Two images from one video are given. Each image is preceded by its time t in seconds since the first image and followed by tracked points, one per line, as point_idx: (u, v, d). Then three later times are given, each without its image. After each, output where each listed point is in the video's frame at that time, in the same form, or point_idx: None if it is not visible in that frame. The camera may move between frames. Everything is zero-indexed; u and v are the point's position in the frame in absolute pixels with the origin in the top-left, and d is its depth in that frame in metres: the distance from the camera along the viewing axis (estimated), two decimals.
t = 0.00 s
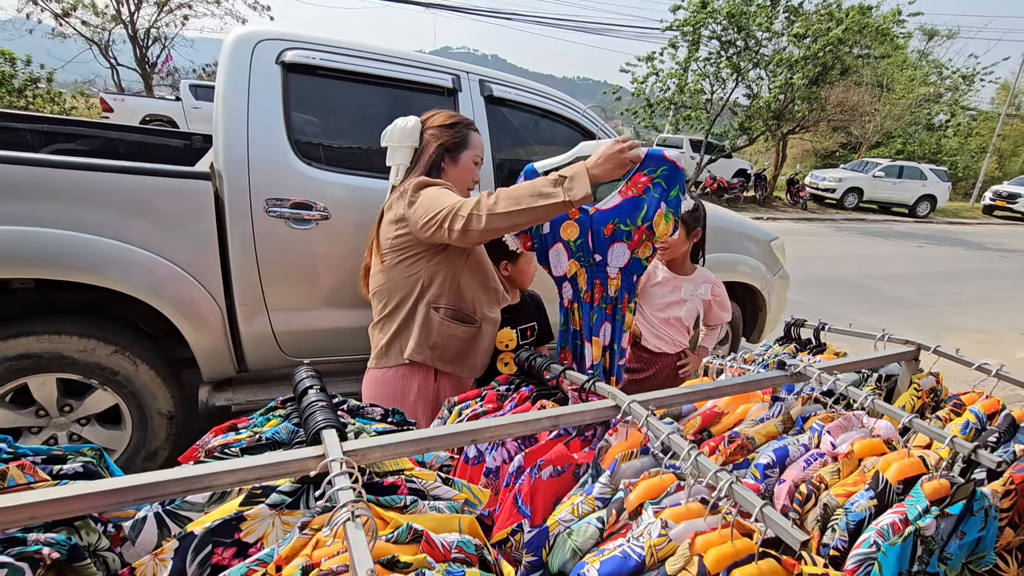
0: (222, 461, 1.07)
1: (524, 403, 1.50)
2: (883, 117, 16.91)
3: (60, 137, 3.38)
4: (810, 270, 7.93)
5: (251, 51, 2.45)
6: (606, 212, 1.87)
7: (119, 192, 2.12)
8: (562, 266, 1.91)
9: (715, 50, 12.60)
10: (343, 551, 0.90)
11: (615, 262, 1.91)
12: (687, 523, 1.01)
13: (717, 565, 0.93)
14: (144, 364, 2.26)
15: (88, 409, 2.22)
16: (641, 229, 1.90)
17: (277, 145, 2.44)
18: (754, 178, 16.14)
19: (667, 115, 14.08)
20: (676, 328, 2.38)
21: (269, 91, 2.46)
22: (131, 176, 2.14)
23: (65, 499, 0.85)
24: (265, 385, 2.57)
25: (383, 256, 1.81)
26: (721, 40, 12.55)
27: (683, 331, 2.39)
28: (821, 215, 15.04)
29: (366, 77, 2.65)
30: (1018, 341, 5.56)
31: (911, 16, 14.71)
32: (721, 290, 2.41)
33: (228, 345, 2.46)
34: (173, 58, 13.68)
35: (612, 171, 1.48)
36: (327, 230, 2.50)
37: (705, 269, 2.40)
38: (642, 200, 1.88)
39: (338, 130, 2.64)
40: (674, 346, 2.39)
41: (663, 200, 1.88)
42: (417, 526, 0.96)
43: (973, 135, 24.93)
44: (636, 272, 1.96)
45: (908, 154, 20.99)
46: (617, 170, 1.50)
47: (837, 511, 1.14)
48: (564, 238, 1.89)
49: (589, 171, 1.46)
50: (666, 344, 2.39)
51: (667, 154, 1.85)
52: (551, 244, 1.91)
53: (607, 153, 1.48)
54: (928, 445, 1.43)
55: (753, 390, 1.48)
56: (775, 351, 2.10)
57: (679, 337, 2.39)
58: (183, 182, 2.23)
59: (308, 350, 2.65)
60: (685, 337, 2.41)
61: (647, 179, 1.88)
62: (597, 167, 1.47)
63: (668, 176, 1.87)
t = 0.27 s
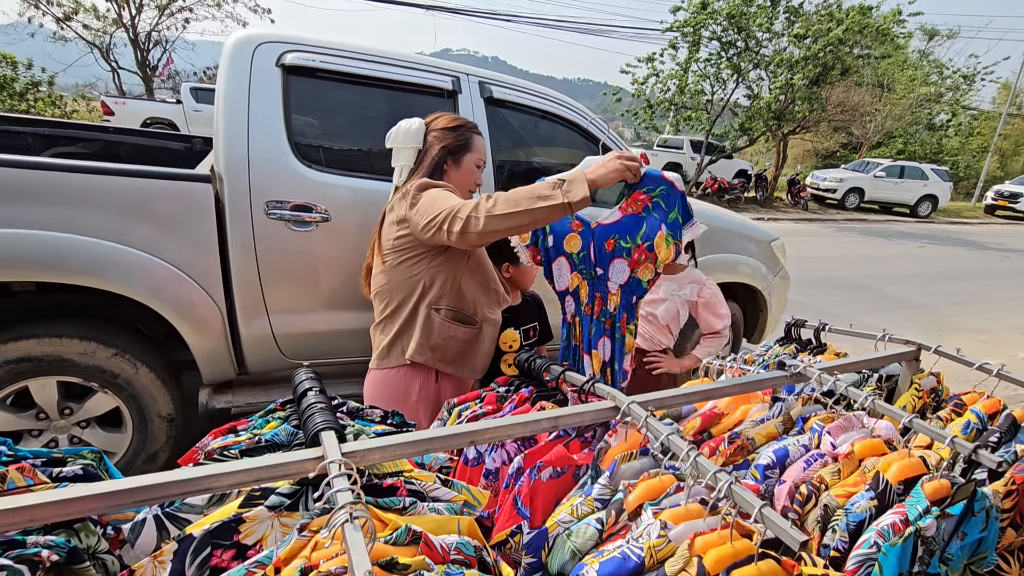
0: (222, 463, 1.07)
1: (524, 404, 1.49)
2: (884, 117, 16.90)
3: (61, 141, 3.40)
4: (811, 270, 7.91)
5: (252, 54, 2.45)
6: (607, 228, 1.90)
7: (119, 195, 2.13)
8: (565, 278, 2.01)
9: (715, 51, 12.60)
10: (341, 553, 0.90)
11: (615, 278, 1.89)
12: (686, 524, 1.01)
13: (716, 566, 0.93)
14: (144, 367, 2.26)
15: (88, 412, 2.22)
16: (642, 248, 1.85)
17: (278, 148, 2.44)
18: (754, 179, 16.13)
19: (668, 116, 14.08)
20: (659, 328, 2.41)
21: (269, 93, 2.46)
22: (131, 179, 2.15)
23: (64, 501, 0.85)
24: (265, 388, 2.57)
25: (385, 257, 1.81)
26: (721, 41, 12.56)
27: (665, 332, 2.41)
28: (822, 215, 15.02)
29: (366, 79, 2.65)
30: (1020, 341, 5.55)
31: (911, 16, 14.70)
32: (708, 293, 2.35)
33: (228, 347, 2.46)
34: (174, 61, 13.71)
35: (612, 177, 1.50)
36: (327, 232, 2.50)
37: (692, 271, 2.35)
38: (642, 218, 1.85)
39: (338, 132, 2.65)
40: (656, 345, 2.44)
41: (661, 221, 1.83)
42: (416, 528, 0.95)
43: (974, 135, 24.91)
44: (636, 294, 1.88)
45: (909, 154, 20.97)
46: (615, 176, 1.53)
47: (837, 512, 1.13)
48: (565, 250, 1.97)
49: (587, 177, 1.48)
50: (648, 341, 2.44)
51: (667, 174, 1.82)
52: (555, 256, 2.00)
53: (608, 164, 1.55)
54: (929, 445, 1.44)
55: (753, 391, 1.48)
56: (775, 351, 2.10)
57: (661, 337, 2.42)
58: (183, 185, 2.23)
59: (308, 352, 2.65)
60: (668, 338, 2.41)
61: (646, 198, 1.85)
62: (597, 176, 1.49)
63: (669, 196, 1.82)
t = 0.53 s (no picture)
0: (219, 466, 1.07)
1: (523, 406, 1.49)
2: (884, 117, 16.90)
3: (61, 143, 3.40)
4: (812, 271, 7.91)
5: (251, 57, 2.46)
6: (614, 236, 1.91)
7: (119, 198, 2.13)
8: (584, 283, 2.04)
9: (714, 52, 12.60)
10: (339, 556, 0.90)
11: (618, 286, 1.90)
12: (684, 526, 1.01)
13: (715, 568, 0.93)
14: (144, 369, 2.26)
15: (88, 415, 2.22)
16: (637, 260, 1.84)
17: (277, 150, 2.44)
18: (754, 180, 16.13)
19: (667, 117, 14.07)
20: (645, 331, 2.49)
21: (268, 96, 2.47)
22: (131, 182, 2.15)
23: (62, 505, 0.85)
24: (265, 390, 2.57)
25: (388, 258, 1.81)
26: (721, 42, 12.56)
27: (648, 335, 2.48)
28: (823, 216, 15.01)
29: (366, 82, 2.65)
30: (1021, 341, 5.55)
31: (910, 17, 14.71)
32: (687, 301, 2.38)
33: (228, 349, 2.46)
34: (174, 64, 13.72)
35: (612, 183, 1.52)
36: (327, 234, 2.50)
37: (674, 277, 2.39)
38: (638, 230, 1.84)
39: (338, 134, 2.65)
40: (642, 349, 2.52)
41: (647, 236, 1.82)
42: (414, 530, 0.95)
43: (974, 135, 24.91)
44: (635, 305, 1.88)
45: (909, 155, 20.97)
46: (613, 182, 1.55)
47: (836, 514, 1.13)
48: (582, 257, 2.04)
49: (587, 183, 1.51)
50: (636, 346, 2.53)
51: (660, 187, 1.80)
52: (578, 261, 2.07)
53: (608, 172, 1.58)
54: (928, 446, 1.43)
55: (752, 392, 1.48)
56: (775, 352, 2.10)
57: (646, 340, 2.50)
58: (183, 188, 2.23)
59: (307, 354, 2.65)
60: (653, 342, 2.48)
61: (639, 210, 1.83)
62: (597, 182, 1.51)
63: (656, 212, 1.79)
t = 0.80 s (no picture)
0: (220, 468, 1.07)
1: (523, 408, 1.49)
2: (883, 118, 16.92)
3: (61, 146, 3.40)
4: (811, 272, 7.91)
5: (251, 59, 2.46)
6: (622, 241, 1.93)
7: (119, 200, 2.13)
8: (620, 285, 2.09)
9: (713, 53, 12.62)
10: (339, 559, 0.90)
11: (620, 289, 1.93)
12: (685, 528, 1.00)
13: (716, 569, 0.93)
14: (144, 371, 2.26)
15: (88, 417, 2.22)
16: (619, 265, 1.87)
17: (277, 152, 2.44)
18: (754, 181, 16.15)
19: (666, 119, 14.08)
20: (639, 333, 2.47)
21: (268, 98, 2.47)
22: (131, 184, 2.15)
23: (63, 508, 0.85)
24: (264, 392, 2.57)
25: (392, 259, 1.80)
26: (719, 44, 12.58)
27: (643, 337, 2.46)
28: (822, 217, 15.02)
29: (365, 84, 2.65)
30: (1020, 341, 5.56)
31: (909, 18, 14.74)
32: (683, 302, 2.38)
33: (228, 351, 2.46)
34: (174, 66, 13.73)
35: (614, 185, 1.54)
36: (326, 236, 2.50)
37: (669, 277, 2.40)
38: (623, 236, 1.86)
39: (337, 136, 2.65)
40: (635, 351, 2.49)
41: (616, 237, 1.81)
42: (415, 532, 0.94)
43: (972, 136, 24.95)
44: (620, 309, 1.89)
45: (907, 155, 21.01)
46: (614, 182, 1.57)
47: (837, 515, 1.13)
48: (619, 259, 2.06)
49: (591, 184, 1.51)
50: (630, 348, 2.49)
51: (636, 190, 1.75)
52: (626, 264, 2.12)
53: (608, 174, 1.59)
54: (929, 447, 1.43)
55: (752, 394, 1.48)
56: (775, 353, 2.10)
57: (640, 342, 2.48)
58: (183, 190, 2.23)
59: (307, 356, 2.65)
60: (648, 343, 2.46)
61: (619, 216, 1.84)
62: (600, 182, 1.53)
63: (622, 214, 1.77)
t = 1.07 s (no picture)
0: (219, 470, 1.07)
1: (523, 409, 1.49)
2: (881, 120, 16.96)
3: (60, 148, 3.40)
4: (810, 273, 7.92)
5: (250, 60, 2.47)
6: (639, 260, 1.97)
7: (118, 202, 2.13)
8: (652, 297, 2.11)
9: (712, 55, 12.65)
10: (339, 561, 0.89)
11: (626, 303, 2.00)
12: (686, 529, 1.00)
13: (716, 570, 0.93)
14: (143, 373, 2.26)
15: (86, 420, 2.22)
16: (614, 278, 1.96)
17: (276, 154, 2.44)
18: (753, 182, 16.17)
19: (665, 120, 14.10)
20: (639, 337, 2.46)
21: (268, 100, 2.47)
22: (130, 186, 2.14)
23: (62, 510, 0.85)
24: (264, 394, 2.57)
25: (395, 260, 1.80)
26: (718, 45, 12.59)
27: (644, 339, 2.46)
28: (821, 218, 15.05)
29: (365, 85, 2.65)
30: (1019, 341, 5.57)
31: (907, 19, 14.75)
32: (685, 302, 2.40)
33: (227, 353, 2.45)
34: (173, 68, 13.73)
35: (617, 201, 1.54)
36: (326, 237, 2.50)
37: (668, 279, 2.40)
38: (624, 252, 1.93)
39: (337, 137, 2.65)
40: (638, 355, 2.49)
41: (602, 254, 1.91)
42: (415, 534, 0.94)
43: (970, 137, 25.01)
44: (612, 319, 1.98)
45: (906, 156, 21.06)
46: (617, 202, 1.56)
47: (837, 516, 1.13)
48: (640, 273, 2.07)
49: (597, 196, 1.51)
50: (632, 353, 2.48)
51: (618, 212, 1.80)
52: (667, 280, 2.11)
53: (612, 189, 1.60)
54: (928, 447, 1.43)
55: (751, 395, 1.48)
56: (774, 354, 2.10)
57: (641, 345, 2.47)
58: (182, 192, 2.23)
59: (307, 357, 2.64)
60: (649, 345, 2.47)
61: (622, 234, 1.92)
62: (605, 196, 1.53)
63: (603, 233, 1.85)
